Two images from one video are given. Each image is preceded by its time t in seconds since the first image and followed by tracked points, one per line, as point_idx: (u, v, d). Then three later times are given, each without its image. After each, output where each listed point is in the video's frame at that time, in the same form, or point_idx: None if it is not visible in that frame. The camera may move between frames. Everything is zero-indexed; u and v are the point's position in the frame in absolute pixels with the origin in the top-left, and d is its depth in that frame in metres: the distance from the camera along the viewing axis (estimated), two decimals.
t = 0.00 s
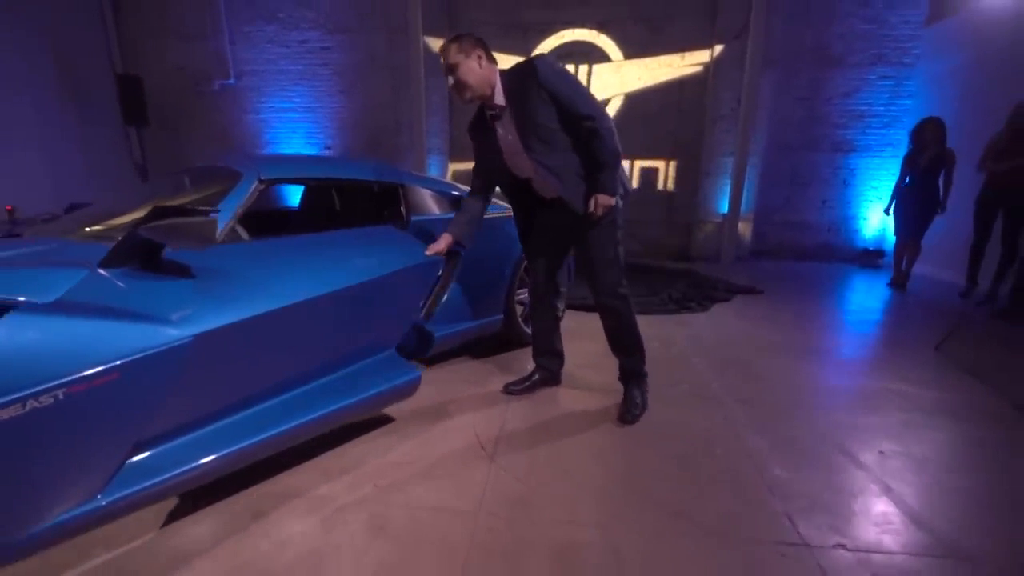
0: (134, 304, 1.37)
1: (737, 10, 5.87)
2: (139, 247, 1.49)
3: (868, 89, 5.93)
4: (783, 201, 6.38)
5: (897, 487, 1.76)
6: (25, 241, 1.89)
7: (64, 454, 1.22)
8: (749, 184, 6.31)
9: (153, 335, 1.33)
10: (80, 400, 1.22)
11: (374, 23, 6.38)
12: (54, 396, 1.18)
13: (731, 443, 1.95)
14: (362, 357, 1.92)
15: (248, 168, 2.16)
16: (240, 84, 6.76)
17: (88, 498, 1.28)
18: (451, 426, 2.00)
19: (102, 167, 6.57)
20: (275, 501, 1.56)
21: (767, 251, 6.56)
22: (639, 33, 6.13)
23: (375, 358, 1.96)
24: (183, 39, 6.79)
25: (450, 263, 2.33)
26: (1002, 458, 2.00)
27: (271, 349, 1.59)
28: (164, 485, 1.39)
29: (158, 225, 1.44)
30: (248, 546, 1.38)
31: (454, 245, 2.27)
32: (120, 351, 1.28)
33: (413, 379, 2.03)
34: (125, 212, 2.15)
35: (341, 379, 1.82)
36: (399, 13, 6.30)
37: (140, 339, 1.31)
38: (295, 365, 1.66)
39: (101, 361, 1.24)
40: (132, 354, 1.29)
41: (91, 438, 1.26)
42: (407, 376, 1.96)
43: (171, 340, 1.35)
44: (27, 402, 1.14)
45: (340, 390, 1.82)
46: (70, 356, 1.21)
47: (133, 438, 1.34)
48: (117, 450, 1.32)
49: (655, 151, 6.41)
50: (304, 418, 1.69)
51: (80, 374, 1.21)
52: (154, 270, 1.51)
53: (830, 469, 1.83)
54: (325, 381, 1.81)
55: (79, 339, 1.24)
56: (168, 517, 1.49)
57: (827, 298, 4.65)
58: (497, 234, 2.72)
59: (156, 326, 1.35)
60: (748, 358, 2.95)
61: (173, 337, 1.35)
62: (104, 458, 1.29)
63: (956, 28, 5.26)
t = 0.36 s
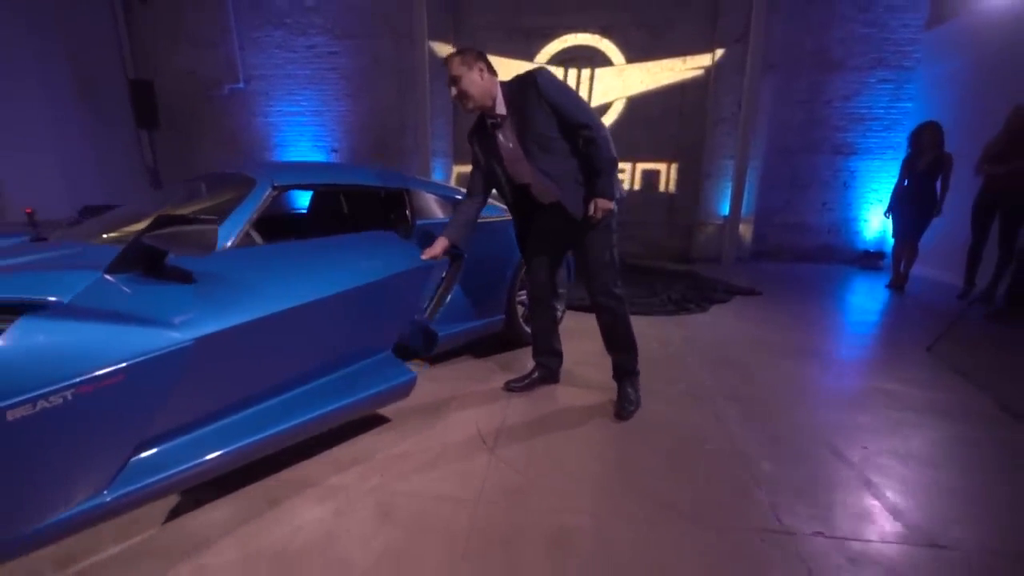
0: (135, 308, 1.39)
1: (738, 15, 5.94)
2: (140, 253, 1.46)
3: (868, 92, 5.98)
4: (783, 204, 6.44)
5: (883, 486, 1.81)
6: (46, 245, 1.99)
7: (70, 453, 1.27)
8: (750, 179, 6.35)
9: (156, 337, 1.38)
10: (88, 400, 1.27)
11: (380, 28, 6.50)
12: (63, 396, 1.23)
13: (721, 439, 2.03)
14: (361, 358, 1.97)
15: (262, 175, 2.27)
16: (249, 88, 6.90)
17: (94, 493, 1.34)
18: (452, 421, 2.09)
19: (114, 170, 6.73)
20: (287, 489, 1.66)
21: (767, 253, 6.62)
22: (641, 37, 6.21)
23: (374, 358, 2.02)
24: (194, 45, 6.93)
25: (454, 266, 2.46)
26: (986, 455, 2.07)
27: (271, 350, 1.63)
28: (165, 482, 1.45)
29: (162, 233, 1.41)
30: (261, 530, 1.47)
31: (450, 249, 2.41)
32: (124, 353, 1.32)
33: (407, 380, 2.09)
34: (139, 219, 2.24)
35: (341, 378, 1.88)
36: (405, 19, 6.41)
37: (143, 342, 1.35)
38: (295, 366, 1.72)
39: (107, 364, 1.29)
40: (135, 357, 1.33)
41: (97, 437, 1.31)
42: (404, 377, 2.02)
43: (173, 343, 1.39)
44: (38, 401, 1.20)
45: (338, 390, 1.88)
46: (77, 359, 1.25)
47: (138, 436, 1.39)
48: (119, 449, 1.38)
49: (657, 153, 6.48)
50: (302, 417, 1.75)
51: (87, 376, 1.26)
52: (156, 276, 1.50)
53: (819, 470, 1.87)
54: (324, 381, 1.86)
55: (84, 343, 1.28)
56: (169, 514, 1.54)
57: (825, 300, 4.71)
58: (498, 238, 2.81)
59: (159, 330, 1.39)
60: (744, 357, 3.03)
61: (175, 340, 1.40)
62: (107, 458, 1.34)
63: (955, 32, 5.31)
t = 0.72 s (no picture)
0: (143, 312, 1.46)
1: (741, 19, 6.00)
2: (145, 260, 1.58)
3: (870, 95, 6.03)
4: (785, 206, 6.50)
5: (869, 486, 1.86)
6: (70, 248, 2.10)
7: (80, 449, 1.34)
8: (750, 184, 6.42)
9: (162, 339, 1.43)
10: (97, 398, 1.33)
11: (388, 34, 6.63)
12: (76, 395, 1.29)
13: (712, 435, 2.12)
14: (361, 358, 2.03)
15: (275, 182, 2.38)
16: (259, 92, 7.04)
17: (103, 487, 1.41)
18: (455, 416, 2.19)
19: (127, 172, 6.90)
20: (301, 477, 1.77)
21: (769, 255, 6.69)
22: (644, 42, 6.29)
23: (372, 358, 2.06)
24: (205, 50, 7.08)
25: (458, 268, 2.66)
26: (968, 452, 2.15)
27: (274, 350, 1.68)
28: (169, 476, 1.50)
29: (167, 241, 1.53)
30: (275, 515, 1.58)
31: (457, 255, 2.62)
32: (132, 354, 1.38)
33: (402, 381, 2.13)
34: (156, 224, 2.36)
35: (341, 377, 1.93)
36: (412, 24, 6.53)
37: (151, 343, 1.41)
38: (296, 366, 1.77)
39: (115, 364, 1.35)
40: (143, 357, 1.39)
41: (106, 434, 1.37)
42: (401, 376, 2.07)
43: (178, 344, 1.44)
44: (52, 399, 1.26)
45: (338, 388, 1.93)
46: (88, 359, 1.32)
47: (145, 432, 1.45)
48: (129, 445, 1.44)
49: (659, 156, 6.56)
50: (303, 415, 1.79)
51: (97, 376, 1.32)
52: (163, 281, 1.61)
53: (810, 471, 1.92)
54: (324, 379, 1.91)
55: (95, 344, 1.34)
56: (173, 508, 1.61)
57: (826, 301, 4.77)
58: (500, 240, 2.91)
59: (165, 332, 1.45)
60: (739, 357, 3.11)
61: (179, 341, 1.45)
62: (115, 454, 1.41)
63: (955, 37, 5.33)
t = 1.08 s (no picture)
0: (158, 310, 1.53)
1: (747, 21, 6.06)
2: (161, 262, 1.69)
3: (876, 96, 6.05)
4: (790, 206, 6.54)
5: (868, 486, 1.86)
6: (100, 249, 2.23)
7: (98, 438, 1.41)
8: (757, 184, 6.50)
9: (176, 336, 1.49)
10: (118, 390, 1.42)
11: (399, 37, 6.77)
12: (98, 386, 1.38)
13: (708, 428, 2.20)
14: (363, 355, 2.03)
15: (292, 187, 2.51)
16: (273, 95, 7.21)
17: (120, 473, 1.48)
18: (461, 409, 2.30)
19: (145, 173, 7.12)
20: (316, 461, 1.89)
21: (774, 255, 6.74)
22: (650, 44, 6.37)
23: (373, 356, 2.06)
24: (221, 54, 7.27)
25: (465, 269, 2.77)
26: (955, 445, 2.23)
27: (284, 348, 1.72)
28: (183, 465, 1.55)
29: (183, 244, 1.60)
30: (291, 494, 1.69)
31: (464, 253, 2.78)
32: (149, 350, 1.45)
33: (400, 378, 2.10)
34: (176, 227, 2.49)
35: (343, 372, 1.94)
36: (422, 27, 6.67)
37: (165, 340, 1.48)
38: (303, 360, 1.81)
39: (134, 359, 1.43)
40: (158, 353, 1.46)
41: (124, 423, 1.44)
42: (401, 373, 2.07)
43: (191, 341, 1.51)
44: (77, 390, 1.36)
45: (340, 383, 1.94)
46: (110, 355, 1.40)
47: (160, 423, 1.51)
48: (144, 434, 1.50)
49: (665, 157, 6.63)
50: (305, 410, 1.82)
51: (118, 370, 1.40)
52: (178, 282, 1.69)
53: (807, 465, 1.95)
54: (328, 375, 1.92)
55: (115, 341, 1.42)
56: (186, 494, 1.66)
57: (829, 302, 4.82)
58: (505, 241, 3.02)
59: (178, 329, 1.51)
60: (738, 355, 3.20)
61: (193, 338, 1.51)
62: (132, 443, 1.47)
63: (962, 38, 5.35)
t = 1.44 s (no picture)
0: (176, 307, 1.59)
1: (757, 22, 6.07)
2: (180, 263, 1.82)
3: (888, 97, 6.02)
4: (800, 207, 6.53)
5: (869, 486, 1.87)
6: (127, 249, 2.34)
7: (119, 427, 1.48)
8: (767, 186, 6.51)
9: (192, 331, 1.56)
10: (138, 382, 1.48)
11: (411, 40, 6.88)
12: (120, 377, 1.45)
13: (708, 424, 2.25)
14: (370, 351, 2.06)
15: (308, 189, 2.61)
16: (288, 97, 7.37)
17: (139, 461, 1.54)
18: (468, 404, 2.38)
19: (164, 174, 7.33)
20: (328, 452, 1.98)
21: (784, 256, 6.73)
22: (660, 46, 6.40)
23: (378, 353, 2.08)
24: (238, 58, 7.45)
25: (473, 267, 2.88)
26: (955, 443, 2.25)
27: (293, 343, 1.77)
28: (196, 455, 1.61)
29: (200, 245, 1.76)
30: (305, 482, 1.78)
31: (471, 254, 2.87)
32: (166, 345, 1.51)
33: (404, 376, 2.11)
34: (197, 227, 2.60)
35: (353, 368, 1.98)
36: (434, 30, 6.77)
37: (182, 335, 1.54)
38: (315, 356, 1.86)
39: (153, 353, 1.49)
40: (175, 348, 1.52)
41: (143, 413, 1.51)
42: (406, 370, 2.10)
43: (206, 337, 1.57)
44: (101, 381, 1.43)
45: (346, 378, 1.97)
46: (130, 349, 1.47)
47: (176, 414, 1.57)
48: (162, 424, 1.56)
49: (674, 159, 6.66)
50: (313, 404, 1.85)
51: (138, 363, 1.47)
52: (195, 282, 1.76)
53: (807, 463, 1.98)
54: (338, 369, 1.96)
55: (136, 336, 1.49)
56: (201, 482, 1.72)
57: (837, 303, 4.82)
58: (512, 242, 3.10)
59: (194, 325, 1.57)
60: (741, 354, 3.24)
61: (208, 334, 1.57)
62: (150, 433, 1.54)
63: (976, 39, 5.31)
